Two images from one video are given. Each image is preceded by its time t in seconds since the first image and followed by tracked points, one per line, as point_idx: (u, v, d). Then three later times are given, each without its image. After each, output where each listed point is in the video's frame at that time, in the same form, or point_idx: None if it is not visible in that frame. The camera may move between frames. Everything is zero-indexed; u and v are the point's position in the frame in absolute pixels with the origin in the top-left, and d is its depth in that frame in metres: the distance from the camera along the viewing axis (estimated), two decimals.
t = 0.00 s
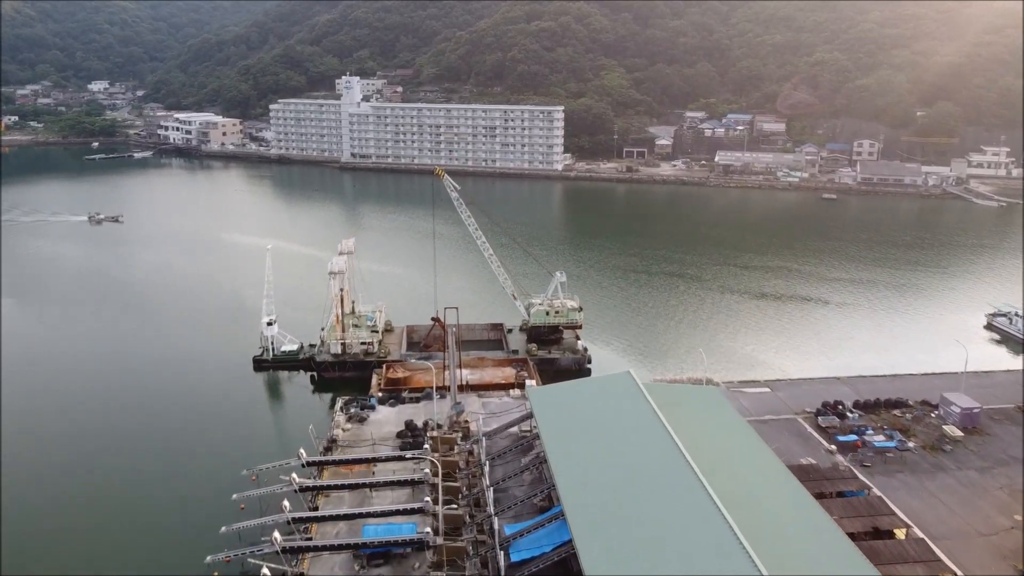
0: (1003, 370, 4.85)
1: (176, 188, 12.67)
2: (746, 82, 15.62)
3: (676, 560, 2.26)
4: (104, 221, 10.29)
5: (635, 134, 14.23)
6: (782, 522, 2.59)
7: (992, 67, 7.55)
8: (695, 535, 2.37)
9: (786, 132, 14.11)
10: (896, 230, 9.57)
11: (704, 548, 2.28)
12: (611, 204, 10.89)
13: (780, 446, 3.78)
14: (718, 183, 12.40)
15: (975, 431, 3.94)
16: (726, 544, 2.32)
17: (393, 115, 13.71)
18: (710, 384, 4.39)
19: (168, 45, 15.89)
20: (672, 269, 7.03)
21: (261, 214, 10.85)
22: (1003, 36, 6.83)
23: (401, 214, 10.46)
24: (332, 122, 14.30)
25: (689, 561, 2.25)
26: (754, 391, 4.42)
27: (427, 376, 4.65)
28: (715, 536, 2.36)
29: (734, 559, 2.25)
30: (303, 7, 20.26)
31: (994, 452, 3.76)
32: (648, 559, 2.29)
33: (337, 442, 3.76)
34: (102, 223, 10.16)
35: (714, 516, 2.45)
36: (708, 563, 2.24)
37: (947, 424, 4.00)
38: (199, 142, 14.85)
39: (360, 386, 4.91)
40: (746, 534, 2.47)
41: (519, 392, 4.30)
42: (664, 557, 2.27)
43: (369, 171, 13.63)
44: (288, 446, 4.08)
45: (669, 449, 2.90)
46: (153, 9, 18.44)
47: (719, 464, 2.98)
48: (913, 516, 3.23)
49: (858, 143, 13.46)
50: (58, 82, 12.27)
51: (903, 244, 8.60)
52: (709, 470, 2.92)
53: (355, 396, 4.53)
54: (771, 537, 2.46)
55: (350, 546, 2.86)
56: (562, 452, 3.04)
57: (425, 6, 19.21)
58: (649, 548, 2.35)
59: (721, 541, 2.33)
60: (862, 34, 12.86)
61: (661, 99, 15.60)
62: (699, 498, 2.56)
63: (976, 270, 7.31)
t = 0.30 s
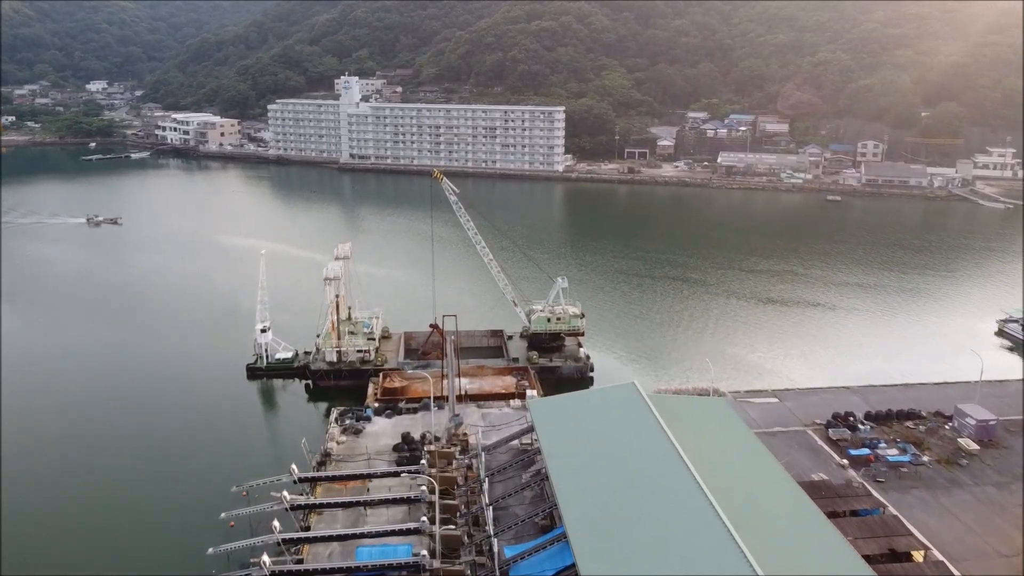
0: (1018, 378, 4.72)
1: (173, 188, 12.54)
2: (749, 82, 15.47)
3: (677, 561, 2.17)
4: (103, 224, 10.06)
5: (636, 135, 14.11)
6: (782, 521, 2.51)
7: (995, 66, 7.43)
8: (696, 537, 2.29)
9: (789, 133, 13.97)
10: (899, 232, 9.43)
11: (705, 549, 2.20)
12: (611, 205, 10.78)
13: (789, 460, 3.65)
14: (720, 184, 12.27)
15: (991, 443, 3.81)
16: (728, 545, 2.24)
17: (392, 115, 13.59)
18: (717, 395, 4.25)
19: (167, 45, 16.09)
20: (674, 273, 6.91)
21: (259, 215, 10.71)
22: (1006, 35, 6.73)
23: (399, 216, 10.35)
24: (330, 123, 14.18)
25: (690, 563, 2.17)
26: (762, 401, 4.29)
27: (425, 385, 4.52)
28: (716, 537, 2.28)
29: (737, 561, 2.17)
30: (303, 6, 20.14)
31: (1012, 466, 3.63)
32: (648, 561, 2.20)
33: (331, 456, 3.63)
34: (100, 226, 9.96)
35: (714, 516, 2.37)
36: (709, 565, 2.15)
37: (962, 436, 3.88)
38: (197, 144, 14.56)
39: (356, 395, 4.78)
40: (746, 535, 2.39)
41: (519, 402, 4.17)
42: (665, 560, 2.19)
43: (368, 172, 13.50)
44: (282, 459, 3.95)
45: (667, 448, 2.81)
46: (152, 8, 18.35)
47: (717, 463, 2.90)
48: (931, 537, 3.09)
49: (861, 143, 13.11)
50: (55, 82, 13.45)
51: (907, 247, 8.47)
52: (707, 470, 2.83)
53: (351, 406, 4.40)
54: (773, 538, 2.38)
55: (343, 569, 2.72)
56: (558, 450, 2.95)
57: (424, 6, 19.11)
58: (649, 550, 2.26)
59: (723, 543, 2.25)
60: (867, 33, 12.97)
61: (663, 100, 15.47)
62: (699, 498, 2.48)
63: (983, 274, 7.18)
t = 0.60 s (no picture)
0: None
1: (170, 189, 12.41)
2: (751, 82, 15.32)
3: (678, 566, 2.17)
4: (101, 225, 10.00)
5: (637, 136, 13.98)
6: (781, 526, 2.50)
7: (1000, 67, 7.31)
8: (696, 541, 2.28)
9: (792, 134, 13.82)
10: (903, 235, 9.30)
11: (707, 555, 2.19)
12: (612, 207, 10.65)
13: (800, 476, 3.52)
14: (722, 185, 12.14)
15: (1008, 457, 3.68)
16: (729, 550, 2.23)
17: (391, 116, 13.46)
18: (724, 407, 4.11)
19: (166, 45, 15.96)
20: (677, 278, 6.78)
21: (255, 217, 10.57)
22: (1011, 34, 6.61)
23: (397, 218, 10.23)
24: (329, 123, 14.05)
25: (692, 568, 2.16)
26: (769, 412, 4.16)
27: (422, 396, 4.39)
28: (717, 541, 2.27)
29: (736, 567, 2.17)
30: (302, 6, 20.01)
31: None
32: (649, 564, 2.20)
33: (324, 471, 3.50)
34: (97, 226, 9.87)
35: (714, 520, 2.36)
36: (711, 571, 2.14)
37: (978, 449, 3.74)
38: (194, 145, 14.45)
39: (351, 405, 4.65)
40: (742, 539, 2.38)
41: (520, 414, 4.04)
42: (667, 565, 2.18)
43: (366, 173, 13.37)
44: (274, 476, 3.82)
45: (666, 449, 2.79)
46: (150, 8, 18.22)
47: (714, 465, 2.88)
48: (951, 558, 2.96)
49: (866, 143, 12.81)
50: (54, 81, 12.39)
51: (912, 250, 8.34)
52: (705, 472, 2.81)
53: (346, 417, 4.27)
54: (771, 545, 2.37)
55: None
56: (558, 450, 2.93)
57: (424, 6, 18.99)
58: (650, 553, 2.25)
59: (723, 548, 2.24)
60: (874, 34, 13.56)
61: (665, 100, 15.33)
62: (699, 501, 2.46)
63: (992, 278, 7.03)
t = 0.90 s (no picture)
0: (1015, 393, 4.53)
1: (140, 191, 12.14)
2: (729, 82, 15.28)
3: None
4: (70, 229, 9.74)
5: (615, 137, 13.89)
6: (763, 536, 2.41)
7: (978, 69, 7.30)
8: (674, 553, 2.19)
9: (770, 134, 13.79)
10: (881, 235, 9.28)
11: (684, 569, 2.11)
12: (591, 209, 10.56)
13: (786, 488, 3.41)
14: (701, 186, 12.09)
15: (995, 464, 3.61)
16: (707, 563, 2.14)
17: (366, 116, 13.28)
18: (706, 416, 4.01)
19: (137, 44, 15.60)
20: (656, 281, 6.69)
21: (228, 221, 10.33)
22: (989, 35, 6.60)
23: (374, 222, 10.05)
24: (303, 124, 13.83)
25: None
26: (752, 421, 4.06)
27: (395, 407, 4.25)
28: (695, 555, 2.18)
29: None
30: (275, 5, 19.73)
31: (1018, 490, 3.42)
32: None
33: (292, 491, 3.33)
34: (65, 232, 9.61)
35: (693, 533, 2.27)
36: None
37: (964, 457, 3.67)
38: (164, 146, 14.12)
39: (322, 418, 4.49)
40: (722, 546, 2.32)
41: (496, 425, 3.91)
42: None
43: (341, 174, 13.16)
44: (239, 496, 3.65)
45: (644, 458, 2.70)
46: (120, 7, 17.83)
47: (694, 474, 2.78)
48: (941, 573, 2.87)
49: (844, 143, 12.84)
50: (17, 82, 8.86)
51: (891, 251, 8.32)
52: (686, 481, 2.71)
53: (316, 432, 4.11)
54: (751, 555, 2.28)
55: None
56: (534, 457, 2.84)
57: (400, 6, 18.81)
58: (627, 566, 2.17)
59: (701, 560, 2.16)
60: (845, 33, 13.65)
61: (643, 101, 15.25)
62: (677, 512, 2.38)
63: (972, 280, 7.00)
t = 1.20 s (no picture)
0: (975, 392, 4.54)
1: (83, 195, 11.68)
2: (684, 82, 15.32)
3: None
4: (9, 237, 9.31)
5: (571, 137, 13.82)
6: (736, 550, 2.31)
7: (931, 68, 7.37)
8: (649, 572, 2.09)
9: (726, 133, 13.84)
10: (836, 234, 9.33)
11: None
12: (549, 210, 10.45)
13: (755, 499, 3.33)
14: (658, 186, 12.07)
15: (960, 468, 3.59)
16: None
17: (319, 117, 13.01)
18: (671, 425, 3.92)
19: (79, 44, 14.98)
20: (614, 284, 6.59)
21: (176, 226, 9.99)
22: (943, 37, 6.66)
23: (328, 225, 9.80)
24: (253, 125, 13.50)
25: None
26: (718, 429, 3.98)
27: (351, 422, 4.08)
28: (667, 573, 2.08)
29: None
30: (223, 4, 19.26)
31: (985, 493, 3.40)
32: None
33: (242, 515, 3.15)
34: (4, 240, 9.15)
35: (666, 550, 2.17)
36: None
37: (930, 460, 3.64)
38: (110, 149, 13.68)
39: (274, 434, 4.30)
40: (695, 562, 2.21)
41: (456, 439, 3.77)
42: None
43: (294, 177, 12.86)
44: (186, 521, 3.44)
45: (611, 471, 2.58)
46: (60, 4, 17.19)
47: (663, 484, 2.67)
48: None
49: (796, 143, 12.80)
50: None
51: (846, 250, 8.36)
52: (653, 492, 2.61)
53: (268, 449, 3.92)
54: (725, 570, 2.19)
55: None
56: (490, 467, 2.73)
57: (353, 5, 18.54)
58: None
59: None
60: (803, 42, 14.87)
61: (599, 101, 15.21)
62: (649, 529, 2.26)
63: (926, 279, 7.03)
